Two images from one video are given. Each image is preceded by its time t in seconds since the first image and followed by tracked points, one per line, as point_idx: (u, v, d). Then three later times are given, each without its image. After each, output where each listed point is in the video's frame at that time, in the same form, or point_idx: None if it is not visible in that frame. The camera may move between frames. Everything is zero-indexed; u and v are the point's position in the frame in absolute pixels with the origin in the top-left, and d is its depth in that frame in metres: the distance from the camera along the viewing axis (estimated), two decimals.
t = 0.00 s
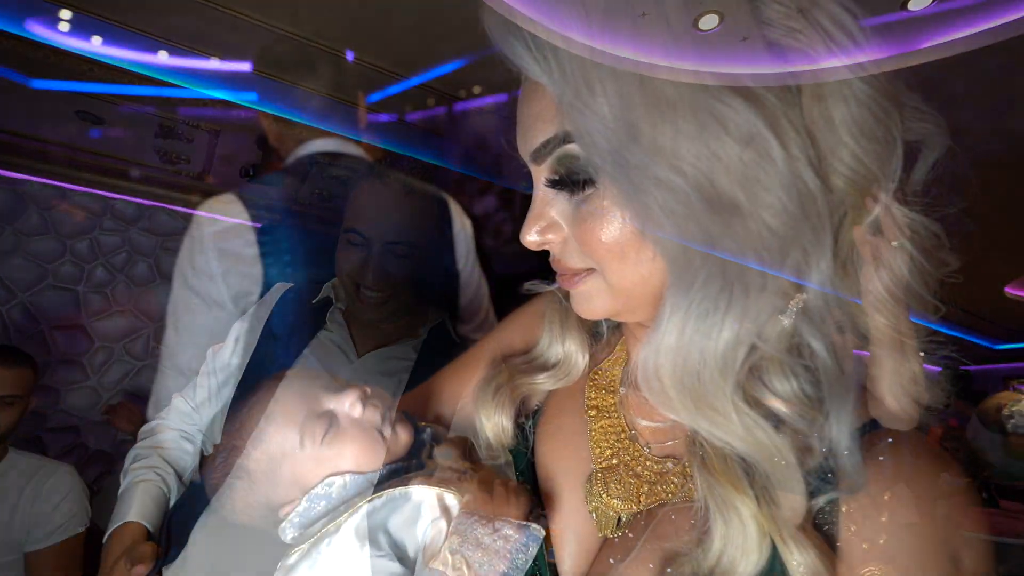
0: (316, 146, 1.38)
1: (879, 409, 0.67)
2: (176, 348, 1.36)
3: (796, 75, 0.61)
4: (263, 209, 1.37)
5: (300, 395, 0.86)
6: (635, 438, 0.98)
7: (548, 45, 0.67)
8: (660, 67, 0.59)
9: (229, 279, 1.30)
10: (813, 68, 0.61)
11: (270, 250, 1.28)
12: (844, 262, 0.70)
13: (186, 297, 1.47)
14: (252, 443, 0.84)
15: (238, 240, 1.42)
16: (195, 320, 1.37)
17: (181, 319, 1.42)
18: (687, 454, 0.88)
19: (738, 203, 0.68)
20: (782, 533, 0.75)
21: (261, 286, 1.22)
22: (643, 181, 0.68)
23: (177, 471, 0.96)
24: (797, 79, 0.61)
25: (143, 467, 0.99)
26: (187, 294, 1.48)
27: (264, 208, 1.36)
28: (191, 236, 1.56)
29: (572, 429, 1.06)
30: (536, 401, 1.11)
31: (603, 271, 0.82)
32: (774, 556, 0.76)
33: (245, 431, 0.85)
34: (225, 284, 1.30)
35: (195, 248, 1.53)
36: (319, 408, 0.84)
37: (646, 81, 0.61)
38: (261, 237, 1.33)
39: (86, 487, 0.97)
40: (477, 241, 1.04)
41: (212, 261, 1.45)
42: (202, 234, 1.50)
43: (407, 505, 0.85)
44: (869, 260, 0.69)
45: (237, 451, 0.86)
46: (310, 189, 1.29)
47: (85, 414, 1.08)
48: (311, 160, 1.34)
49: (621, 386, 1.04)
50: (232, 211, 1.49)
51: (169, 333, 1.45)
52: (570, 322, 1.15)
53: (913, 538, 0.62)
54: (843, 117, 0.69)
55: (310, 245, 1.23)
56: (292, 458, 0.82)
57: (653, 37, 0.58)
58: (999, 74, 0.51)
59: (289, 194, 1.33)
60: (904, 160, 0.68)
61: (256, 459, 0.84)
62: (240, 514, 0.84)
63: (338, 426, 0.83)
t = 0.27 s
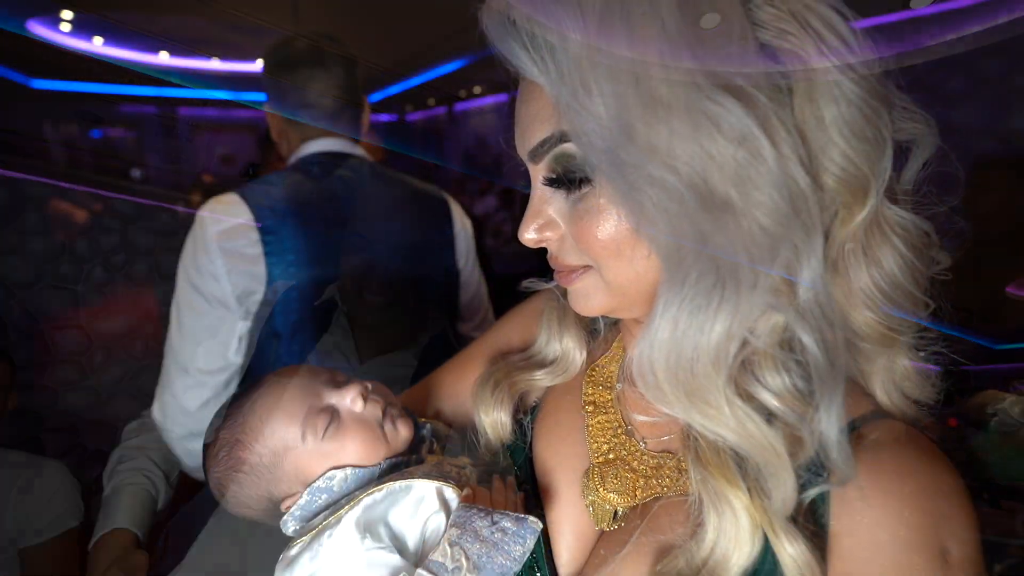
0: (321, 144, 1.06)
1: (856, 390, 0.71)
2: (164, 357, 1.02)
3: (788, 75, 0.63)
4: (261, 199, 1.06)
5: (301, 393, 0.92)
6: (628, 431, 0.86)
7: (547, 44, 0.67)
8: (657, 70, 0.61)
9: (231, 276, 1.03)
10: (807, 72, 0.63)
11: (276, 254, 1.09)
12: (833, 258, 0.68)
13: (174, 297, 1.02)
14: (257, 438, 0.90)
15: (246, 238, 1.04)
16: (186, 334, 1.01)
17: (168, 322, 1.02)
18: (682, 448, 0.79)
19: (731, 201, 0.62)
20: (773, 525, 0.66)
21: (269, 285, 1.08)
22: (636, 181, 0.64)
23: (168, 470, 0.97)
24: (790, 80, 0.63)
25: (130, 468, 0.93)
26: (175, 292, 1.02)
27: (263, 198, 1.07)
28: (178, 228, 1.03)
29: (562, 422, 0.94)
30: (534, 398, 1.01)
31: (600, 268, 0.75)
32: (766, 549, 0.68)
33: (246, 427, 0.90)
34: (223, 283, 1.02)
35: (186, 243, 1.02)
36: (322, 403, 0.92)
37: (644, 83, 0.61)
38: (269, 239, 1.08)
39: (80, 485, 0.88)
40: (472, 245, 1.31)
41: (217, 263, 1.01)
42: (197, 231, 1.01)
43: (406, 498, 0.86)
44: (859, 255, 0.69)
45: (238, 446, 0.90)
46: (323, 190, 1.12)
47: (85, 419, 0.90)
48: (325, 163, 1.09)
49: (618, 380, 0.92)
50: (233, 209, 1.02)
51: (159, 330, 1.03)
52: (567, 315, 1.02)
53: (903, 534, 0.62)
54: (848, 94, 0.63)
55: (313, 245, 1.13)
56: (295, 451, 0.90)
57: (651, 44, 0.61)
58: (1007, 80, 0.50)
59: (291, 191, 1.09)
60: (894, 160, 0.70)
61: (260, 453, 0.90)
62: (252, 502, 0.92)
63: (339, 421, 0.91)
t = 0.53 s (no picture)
0: (327, 146, 1.46)
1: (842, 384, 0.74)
2: (182, 347, 1.35)
3: (779, 79, 0.65)
4: (268, 201, 1.34)
5: (303, 389, 0.94)
6: (623, 426, 0.87)
7: (544, 48, 0.70)
8: (652, 74, 0.63)
9: (237, 272, 1.30)
10: (797, 75, 0.64)
11: (283, 251, 1.35)
12: (821, 258, 0.70)
13: (192, 293, 1.33)
14: (261, 433, 0.92)
15: (252, 237, 1.31)
16: (199, 326, 1.32)
17: (185, 316, 1.34)
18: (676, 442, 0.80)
19: (721, 202, 0.64)
20: (764, 517, 0.68)
21: (271, 284, 1.35)
22: (630, 182, 0.66)
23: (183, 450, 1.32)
24: (781, 83, 0.64)
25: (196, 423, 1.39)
26: (191, 288, 1.33)
27: (270, 199, 1.35)
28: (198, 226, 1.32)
29: (559, 418, 0.95)
30: (532, 395, 1.02)
31: (597, 268, 0.75)
32: (758, 540, 0.70)
33: (251, 423, 0.93)
34: (232, 280, 1.30)
35: (204, 242, 1.30)
36: (323, 399, 0.94)
37: (638, 88, 0.64)
38: (275, 235, 1.34)
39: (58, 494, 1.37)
40: (471, 245, 1.67)
41: (224, 262, 1.29)
42: (213, 231, 1.29)
43: (406, 491, 0.88)
44: (848, 254, 0.70)
45: (244, 440, 0.92)
46: (323, 188, 1.40)
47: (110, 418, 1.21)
48: (329, 162, 1.44)
49: (614, 377, 0.94)
50: (242, 211, 1.31)
51: (178, 324, 1.35)
52: (564, 313, 1.03)
53: (890, 526, 0.64)
54: (836, 97, 0.64)
55: (318, 241, 1.38)
56: (298, 445, 0.92)
57: (644, 50, 0.63)
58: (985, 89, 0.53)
59: (295, 193, 1.37)
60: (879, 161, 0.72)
61: (263, 447, 0.92)
62: (256, 496, 0.94)
63: (341, 416, 0.93)
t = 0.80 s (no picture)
0: (333, 146, 1.51)
1: (830, 379, 0.76)
2: (191, 344, 1.40)
3: (767, 82, 0.66)
4: (276, 200, 1.39)
5: (304, 385, 0.96)
6: (618, 421, 0.89)
7: (538, 52, 0.72)
8: (643, 78, 0.65)
9: (246, 271, 1.35)
10: (785, 79, 0.66)
11: (290, 249, 1.39)
12: (809, 256, 0.72)
13: (200, 291, 1.39)
14: (263, 429, 0.94)
15: (260, 236, 1.36)
16: (208, 324, 1.38)
17: (194, 314, 1.40)
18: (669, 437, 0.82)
19: (710, 202, 0.66)
20: (753, 509, 0.69)
21: (280, 282, 1.40)
22: (622, 182, 0.68)
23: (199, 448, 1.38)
24: (768, 86, 0.66)
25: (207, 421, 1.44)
26: (200, 286, 1.39)
27: (277, 198, 1.40)
28: (206, 223, 1.37)
29: (556, 414, 0.96)
30: (529, 391, 1.04)
31: (591, 266, 0.77)
32: (747, 532, 0.71)
33: (253, 419, 0.94)
34: (241, 279, 1.35)
35: (213, 241, 1.35)
36: (324, 395, 0.95)
37: (629, 91, 0.65)
38: (283, 234, 1.39)
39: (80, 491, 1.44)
40: (471, 246, 1.74)
41: (233, 259, 1.34)
42: (221, 230, 1.34)
43: (405, 485, 0.89)
44: (836, 252, 0.72)
45: (246, 436, 0.94)
46: (328, 187, 1.45)
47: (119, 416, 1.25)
48: (334, 161, 1.50)
49: (609, 374, 0.95)
50: (250, 211, 1.36)
51: (189, 322, 1.41)
52: (560, 311, 1.05)
53: (877, 517, 0.65)
54: (823, 100, 0.66)
55: (325, 238, 1.42)
56: (299, 440, 0.93)
57: (636, 54, 0.65)
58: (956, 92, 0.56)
59: (302, 192, 1.42)
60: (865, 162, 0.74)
61: (265, 443, 0.93)
62: (259, 490, 0.96)
63: (341, 412, 0.95)
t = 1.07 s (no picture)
0: (336, 147, 1.55)
1: (816, 374, 0.77)
2: (198, 341, 1.42)
3: (753, 85, 0.68)
4: (281, 199, 1.42)
5: (304, 381, 0.98)
6: (611, 416, 0.91)
7: (531, 55, 0.74)
8: (633, 80, 0.67)
9: (254, 270, 1.38)
10: (770, 81, 0.68)
11: (296, 248, 1.42)
12: (794, 253, 0.74)
13: (208, 289, 1.41)
14: (263, 424, 0.95)
15: (268, 235, 1.39)
16: (215, 322, 1.40)
17: (202, 313, 1.42)
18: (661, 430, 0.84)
19: (697, 199, 0.68)
20: (740, 499, 0.71)
21: (288, 282, 1.43)
22: (613, 181, 0.70)
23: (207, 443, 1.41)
24: (755, 88, 0.68)
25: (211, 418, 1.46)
26: (208, 284, 1.41)
27: (283, 197, 1.43)
28: (213, 221, 1.39)
29: (551, 410, 0.98)
30: (525, 387, 1.05)
31: (583, 264, 0.79)
32: (735, 522, 0.73)
33: (254, 414, 0.96)
34: (249, 278, 1.38)
35: (221, 239, 1.38)
36: (323, 391, 0.97)
37: (619, 93, 0.67)
38: (289, 233, 1.42)
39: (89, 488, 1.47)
40: (470, 245, 1.78)
41: (242, 259, 1.36)
42: (230, 229, 1.36)
43: (403, 478, 0.91)
44: (821, 249, 0.74)
45: (247, 431, 0.96)
46: (332, 187, 1.48)
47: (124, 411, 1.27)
48: (337, 162, 1.53)
49: (602, 370, 0.97)
50: (258, 210, 1.39)
51: (196, 321, 1.43)
52: (554, 308, 1.07)
53: (862, 508, 0.67)
54: (808, 102, 0.68)
55: (329, 237, 1.46)
56: (298, 436, 0.95)
57: (626, 56, 0.67)
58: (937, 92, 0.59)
59: (306, 192, 1.45)
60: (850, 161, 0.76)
61: (266, 437, 0.95)
62: (259, 484, 0.98)
63: (340, 408, 0.96)
